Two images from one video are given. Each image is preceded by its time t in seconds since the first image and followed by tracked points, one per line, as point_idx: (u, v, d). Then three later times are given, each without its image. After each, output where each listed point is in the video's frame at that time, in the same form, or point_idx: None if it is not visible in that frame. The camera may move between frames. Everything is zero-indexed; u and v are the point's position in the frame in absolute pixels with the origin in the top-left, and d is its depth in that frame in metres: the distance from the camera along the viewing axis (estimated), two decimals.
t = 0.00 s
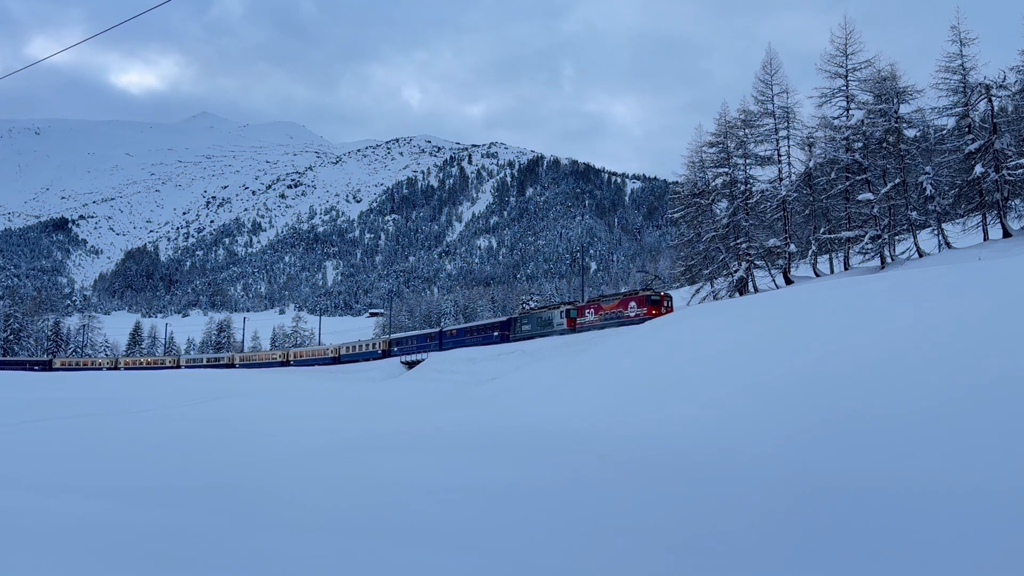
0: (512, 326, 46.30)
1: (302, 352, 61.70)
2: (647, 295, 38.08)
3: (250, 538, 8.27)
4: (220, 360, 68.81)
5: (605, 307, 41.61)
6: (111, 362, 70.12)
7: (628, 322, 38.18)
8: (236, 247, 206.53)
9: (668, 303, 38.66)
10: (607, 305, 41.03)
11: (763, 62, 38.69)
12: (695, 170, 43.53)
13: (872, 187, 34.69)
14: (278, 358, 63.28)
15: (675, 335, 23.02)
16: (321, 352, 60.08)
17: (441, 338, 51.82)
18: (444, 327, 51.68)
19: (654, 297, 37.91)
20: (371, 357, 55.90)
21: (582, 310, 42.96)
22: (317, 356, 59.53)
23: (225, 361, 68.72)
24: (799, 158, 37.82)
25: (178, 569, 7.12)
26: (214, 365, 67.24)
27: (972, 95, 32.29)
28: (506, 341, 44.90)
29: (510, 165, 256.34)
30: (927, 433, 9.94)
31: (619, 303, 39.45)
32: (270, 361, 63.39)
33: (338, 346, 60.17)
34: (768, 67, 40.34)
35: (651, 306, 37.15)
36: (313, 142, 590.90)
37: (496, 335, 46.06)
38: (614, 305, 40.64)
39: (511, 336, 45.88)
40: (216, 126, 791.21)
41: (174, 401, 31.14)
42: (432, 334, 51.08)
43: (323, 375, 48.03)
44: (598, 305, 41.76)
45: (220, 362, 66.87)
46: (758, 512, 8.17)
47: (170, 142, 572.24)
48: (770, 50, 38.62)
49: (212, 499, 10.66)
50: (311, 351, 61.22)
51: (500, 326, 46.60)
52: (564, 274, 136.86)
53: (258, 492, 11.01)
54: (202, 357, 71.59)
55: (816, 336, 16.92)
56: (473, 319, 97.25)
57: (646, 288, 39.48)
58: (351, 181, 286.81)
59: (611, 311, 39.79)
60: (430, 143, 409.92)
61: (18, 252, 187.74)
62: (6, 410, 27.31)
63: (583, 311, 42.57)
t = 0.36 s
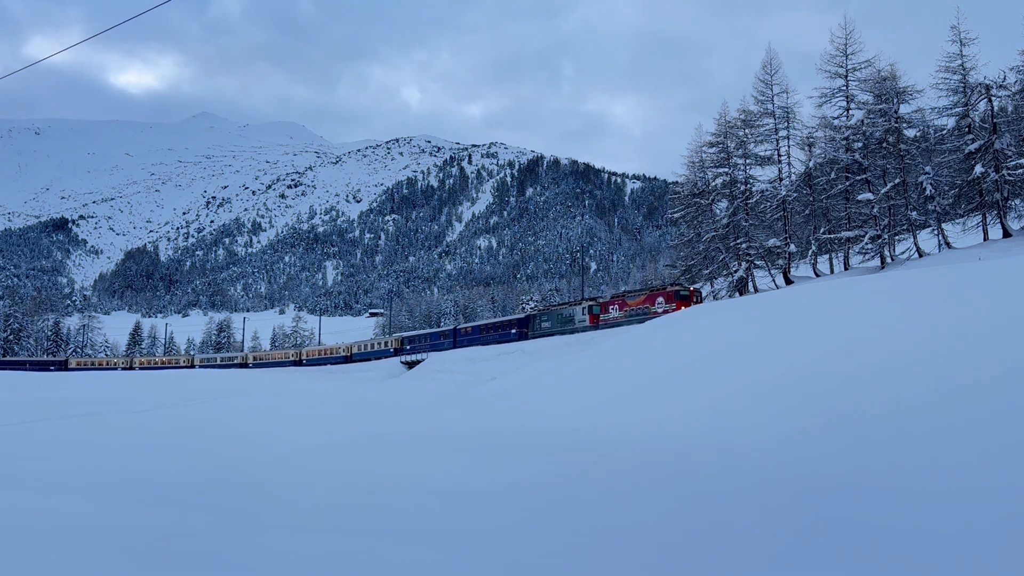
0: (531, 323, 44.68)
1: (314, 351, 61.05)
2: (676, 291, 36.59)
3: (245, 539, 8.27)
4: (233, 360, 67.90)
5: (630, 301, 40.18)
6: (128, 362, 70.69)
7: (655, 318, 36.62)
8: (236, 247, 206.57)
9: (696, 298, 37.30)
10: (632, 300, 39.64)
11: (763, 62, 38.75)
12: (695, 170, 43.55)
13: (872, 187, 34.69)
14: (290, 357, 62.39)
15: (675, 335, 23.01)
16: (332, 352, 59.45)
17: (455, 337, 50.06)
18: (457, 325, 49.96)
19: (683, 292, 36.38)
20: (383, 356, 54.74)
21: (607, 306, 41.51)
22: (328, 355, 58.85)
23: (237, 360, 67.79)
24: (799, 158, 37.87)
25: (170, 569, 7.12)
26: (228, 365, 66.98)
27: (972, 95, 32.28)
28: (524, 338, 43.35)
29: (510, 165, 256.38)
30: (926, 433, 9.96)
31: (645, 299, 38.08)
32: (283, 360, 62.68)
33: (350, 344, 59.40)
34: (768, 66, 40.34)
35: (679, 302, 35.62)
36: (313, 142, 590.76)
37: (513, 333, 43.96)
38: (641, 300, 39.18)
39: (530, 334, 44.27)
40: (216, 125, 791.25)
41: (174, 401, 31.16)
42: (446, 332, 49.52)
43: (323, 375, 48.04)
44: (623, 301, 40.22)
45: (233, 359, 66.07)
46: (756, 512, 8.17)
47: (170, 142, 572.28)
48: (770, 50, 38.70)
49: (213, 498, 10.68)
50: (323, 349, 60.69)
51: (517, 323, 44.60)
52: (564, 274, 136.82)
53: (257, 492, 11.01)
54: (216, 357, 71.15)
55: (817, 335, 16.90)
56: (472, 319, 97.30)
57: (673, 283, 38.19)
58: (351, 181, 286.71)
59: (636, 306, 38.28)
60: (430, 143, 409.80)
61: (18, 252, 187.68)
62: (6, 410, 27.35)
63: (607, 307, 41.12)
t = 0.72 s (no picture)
0: (550, 321, 43.52)
1: (326, 350, 60.49)
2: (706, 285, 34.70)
3: (247, 538, 8.33)
4: (246, 360, 67.08)
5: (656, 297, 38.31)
6: (143, 361, 70.65)
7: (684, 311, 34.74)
8: (236, 247, 206.65)
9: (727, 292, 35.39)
10: (659, 296, 37.79)
11: (764, 62, 38.80)
12: (695, 170, 43.60)
13: (872, 187, 34.68)
14: (303, 356, 61.62)
15: (675, 335, 23.03)
16: (344, 350, 58.73)
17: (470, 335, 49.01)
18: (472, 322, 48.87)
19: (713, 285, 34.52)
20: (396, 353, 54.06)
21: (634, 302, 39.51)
22: (340, 354, 58.11)
23: (250, 360, 66.90)
24: (799, 158, 37.95)
25: (171, 569, 7.15)
26: (241, 364, 66.58)
27: (972, 95, 32.29)
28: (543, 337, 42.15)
29: (511, 165, 256.30)
30: (924, 433, 10.01)
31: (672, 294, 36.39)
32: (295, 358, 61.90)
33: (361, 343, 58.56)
34: (768, 67, 40.36)
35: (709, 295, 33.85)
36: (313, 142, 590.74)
37: (531, 332, 43.30)
38: (669, 295, 37.31)
39: (549, 331, 43.10)
40: (216, 125, 791.44)
41: (174, 401, 31.22)
42: (460, 329, 48.53)
43: (323, 375, 48.10)
44: (649, 297, 38.36)
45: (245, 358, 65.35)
46: (756, 511, 8.23)
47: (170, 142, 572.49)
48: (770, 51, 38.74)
49: (215, 498, 10.71)
50: (335, 348, 60.12)
51: (536, 320, 43.59)
52: (564, 274, 136.91)
53: (257, 492, 11.07)
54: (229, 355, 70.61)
55: (817, 335, 16.92)
56: (472, 319, 97.33)
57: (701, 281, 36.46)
58: (351, 181, 286.61)
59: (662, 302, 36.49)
60: (430, 143, 410.20)
61: (18, 252, 187.71)
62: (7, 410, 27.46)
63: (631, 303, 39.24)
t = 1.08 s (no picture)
0: (571, 317, 41.38)
1: (339, 349, 59.33)
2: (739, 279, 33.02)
3: (246, 538, 8.30)
4: (260, 362, 65.70)
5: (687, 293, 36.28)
6: (158, 361, 70.10)
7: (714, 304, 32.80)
8: (236, 247, 206.44)
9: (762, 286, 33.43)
10: (689, 292, 35.79)
11: (764, 62, 38.76)
12: (695, 170, 43.58)
13: (872, 187, 34.62)
14: (315, 355, 60.02)
15: (675, 335, 22.95)
16: (356, 349, 57.39)
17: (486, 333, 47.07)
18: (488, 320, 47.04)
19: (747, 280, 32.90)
20: (408, 352, 52.12)
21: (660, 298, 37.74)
22: (352, 352, 56.78)
23: (263, 360, 65.46)
24: (799, 158, 37.89)
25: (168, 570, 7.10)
26: (253, 364, 65.52)
27: (972, 95, 32.22)
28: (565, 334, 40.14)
29: (511, 164, 256.12)
30: (924, 433, 9.98)
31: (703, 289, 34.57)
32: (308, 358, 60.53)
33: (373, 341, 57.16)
34: (768, 66, 40.24)
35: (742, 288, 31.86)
36: (314, 142, 591.22)
37: (551, 329, 41.53)
38: (698, 291, 35.63)
39: (570, 329, 40.98)
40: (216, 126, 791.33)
41: (173, 401, 31.19)
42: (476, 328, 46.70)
43: (323, 375, 48.06)
44: (678, 292, 36.44)
45: (259, 357, 64.14)
46: (757, 512, 8.17)
47: (170, 142, 572.64)
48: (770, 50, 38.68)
49: (214, 498, 10.66)
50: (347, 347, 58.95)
51: (556, 317, 41.76)
52: (565, 274, 136.77)
53: (255, 492, 11.02)
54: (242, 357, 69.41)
55: (817, 335, 16.88)
56: (472, 319, 97.10)
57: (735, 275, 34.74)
58: (351, 180, 286.46)
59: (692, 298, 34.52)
60: (430, 143, 410.09)
61: (18, 252, 187.58)
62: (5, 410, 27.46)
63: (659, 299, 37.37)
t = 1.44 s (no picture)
0: (593, 314, 40.28)
1: (351, 347, 58.33)
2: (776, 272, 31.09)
3: (249, 538, 8.26)
4: (272, 361, 65.07)
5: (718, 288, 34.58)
6: (172, 360, 69.92)
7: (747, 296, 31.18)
8: (236, 247, 206.27)
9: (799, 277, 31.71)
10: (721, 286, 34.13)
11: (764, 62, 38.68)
12: (695, 170, 43.57)
13: (872, 187, 34.51)
14: (327, 354, 59.10)
15: (675, 335, 22.88)
16: (367, 348, 56.22)
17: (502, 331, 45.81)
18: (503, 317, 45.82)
19: (784, 273, 31.25)
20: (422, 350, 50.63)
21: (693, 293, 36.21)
22: (363, 352, 55.63)
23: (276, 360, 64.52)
24: (800, 158, 37.73)
25: (169, 570, 7.06)
26: (267, 363, 64.90)
27: (972, 95, 32.15)
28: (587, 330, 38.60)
29: (511, 165, 256.06)
30: (927, 433, 9.90)
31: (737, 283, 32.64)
32: (320, 358, 59.66)
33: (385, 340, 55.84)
34: (768, 66, 40.16)
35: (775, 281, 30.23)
36: (314, 142, 592.20)
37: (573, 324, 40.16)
38: (732, 286, 33.79)
39: (592, 325, 39.54)
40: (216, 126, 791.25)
41: (172, 401, 31.18)
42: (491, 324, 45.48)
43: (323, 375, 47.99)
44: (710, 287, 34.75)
45: (272, 357, 62.96)
46: (759, 513, 8.11)
47: (170, 142, 572.48)
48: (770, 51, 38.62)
49: (212, 498, 10.61)
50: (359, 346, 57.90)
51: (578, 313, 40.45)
52: (565, 274, 136.70)
53: (255, 493, 10.96)
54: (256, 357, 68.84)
55: (818, 335, 16.79)
56: (472, 319, 97.02)
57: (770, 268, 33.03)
58: (351, 180, 286.28)
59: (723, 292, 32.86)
60: (429, 143, 410.20)
61: (18, 252, 187.44)
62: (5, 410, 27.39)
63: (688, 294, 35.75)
